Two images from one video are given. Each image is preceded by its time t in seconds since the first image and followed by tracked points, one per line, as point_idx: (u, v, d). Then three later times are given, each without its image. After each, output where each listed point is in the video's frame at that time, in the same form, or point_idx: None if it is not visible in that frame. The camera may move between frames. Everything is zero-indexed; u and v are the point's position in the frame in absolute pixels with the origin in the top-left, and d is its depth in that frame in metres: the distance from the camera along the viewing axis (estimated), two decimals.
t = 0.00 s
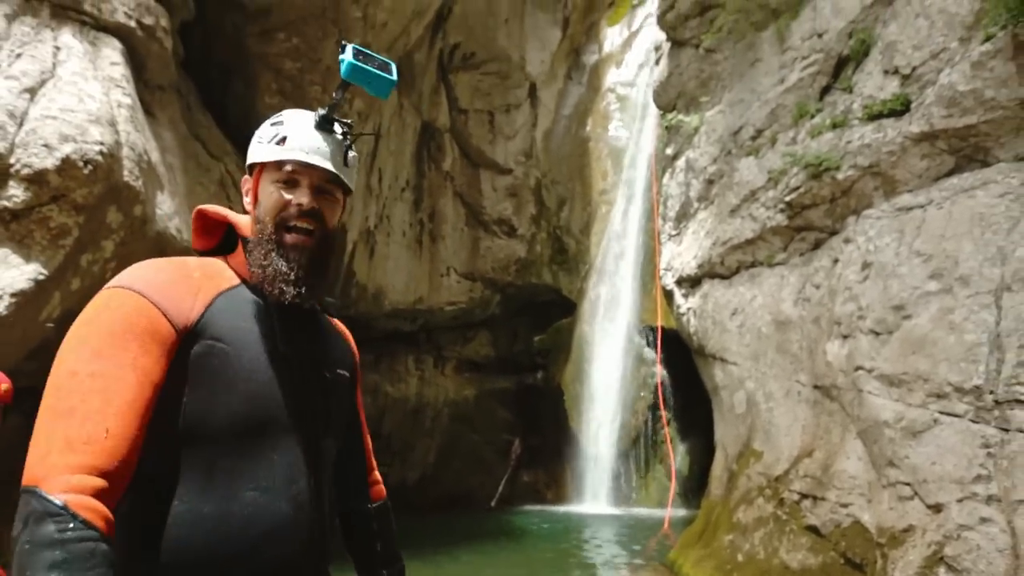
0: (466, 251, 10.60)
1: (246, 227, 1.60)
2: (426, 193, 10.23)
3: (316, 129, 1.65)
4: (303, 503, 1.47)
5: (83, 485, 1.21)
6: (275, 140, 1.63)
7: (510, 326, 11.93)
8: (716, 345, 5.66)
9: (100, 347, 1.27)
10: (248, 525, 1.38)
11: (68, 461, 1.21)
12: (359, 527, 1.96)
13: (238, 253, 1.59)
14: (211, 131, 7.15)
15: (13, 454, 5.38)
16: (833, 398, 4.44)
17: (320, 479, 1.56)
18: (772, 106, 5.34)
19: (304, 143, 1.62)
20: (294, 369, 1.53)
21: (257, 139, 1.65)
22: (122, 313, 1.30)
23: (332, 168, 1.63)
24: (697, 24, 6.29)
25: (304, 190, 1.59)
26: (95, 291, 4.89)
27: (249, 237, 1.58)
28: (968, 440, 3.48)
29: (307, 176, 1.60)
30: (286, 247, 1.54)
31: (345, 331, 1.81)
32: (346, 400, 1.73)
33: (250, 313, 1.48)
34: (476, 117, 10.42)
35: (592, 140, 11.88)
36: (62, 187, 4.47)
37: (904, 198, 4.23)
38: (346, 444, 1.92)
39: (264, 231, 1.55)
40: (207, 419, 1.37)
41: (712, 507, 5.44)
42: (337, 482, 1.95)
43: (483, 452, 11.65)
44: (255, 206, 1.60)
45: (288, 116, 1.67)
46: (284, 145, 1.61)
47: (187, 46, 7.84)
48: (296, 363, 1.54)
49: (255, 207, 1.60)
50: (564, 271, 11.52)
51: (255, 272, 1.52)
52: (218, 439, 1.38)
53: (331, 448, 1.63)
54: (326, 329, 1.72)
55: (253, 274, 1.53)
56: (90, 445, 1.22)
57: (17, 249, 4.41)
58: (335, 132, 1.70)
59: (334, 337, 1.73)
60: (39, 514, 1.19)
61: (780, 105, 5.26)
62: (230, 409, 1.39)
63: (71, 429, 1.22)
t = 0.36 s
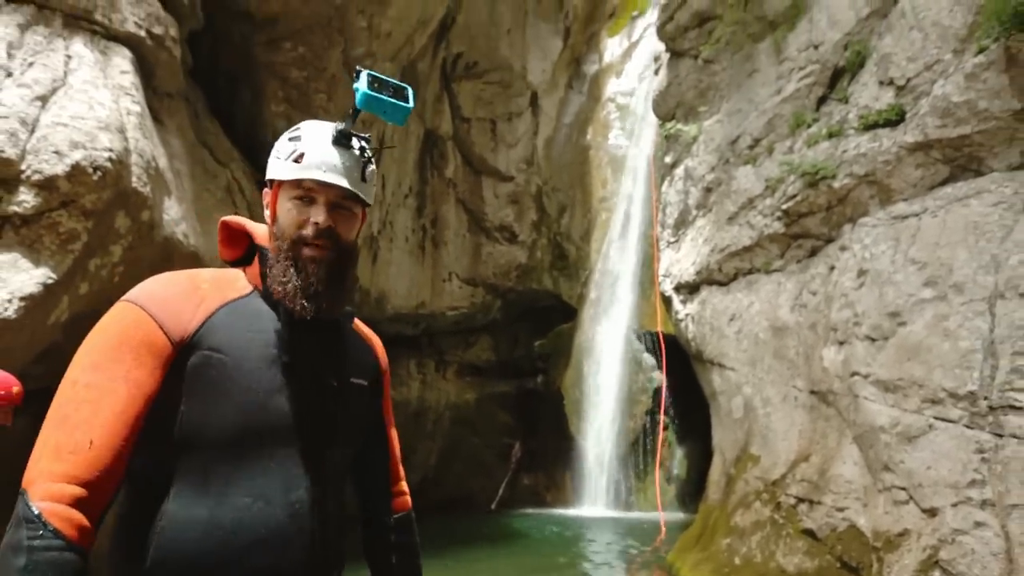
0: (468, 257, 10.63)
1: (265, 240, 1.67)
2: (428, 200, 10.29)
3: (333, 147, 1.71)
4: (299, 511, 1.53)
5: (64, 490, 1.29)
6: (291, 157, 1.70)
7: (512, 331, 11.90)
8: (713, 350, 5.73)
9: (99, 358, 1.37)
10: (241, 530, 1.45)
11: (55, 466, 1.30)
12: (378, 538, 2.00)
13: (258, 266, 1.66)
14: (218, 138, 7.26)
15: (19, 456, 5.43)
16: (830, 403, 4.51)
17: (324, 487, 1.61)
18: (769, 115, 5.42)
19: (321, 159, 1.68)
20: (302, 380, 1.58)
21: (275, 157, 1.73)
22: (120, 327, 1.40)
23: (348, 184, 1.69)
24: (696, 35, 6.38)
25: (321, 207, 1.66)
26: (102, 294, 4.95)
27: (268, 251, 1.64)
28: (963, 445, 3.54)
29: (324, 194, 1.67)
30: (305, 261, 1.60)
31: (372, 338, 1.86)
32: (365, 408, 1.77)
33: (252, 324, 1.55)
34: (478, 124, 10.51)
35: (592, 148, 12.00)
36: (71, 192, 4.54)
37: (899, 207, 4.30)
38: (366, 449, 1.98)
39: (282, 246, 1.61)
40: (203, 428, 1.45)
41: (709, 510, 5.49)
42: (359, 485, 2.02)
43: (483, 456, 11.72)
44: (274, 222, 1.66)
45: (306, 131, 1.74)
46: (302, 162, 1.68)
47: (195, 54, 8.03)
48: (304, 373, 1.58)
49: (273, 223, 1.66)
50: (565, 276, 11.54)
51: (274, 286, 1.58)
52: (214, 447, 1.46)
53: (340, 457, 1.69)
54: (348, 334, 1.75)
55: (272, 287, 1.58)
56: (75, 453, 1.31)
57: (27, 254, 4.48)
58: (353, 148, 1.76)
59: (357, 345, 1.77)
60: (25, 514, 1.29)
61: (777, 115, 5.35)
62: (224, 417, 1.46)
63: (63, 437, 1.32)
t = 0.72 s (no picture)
0: (461, 259, 10.66)
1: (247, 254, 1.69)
2: (423, 201, 10.30)
3: (293, 155, 1.69)
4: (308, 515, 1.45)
5: (105, 489, 1.28)
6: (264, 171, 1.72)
7: (505, 333, 11.89)
8: (706, 353, 5.76)
9: (126, 364, 1.37)
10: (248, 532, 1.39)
11: (95, 467, 1.29)
12: (386, 547, 1.94)
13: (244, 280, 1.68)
14: (211, 139, 7.25)
15: (10, 456, 5.42)
16: (820, 405, 4.55)
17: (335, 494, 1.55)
18: (761, 119, 5.46)
19: (278, 169, 1.66)
20: (311, 383, 1.56)
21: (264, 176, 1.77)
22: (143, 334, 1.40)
23: (301, 188, 1.64)
24: (689, 39, 6.41)
25: (282, 214, 1.64)
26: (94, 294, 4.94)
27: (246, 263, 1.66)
28: (951, 446, 3.57)
29: (286, 200, 1.64)
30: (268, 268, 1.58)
31: (386, 352, 1.83)
32: (374, 418, 1.74)
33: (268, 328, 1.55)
34: (472, 126, 10.52)
35: (586, 150, 12.13)
36: (63, 192, 4.52)
37: (889, 211, 4.34)
38: (378, 461, 1.95)
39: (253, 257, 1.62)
40: (216, 428, 1.42)
41: (701, 511, 5.52)
42: (374, 497, 1.97)
43: (476, 457, 11.75)
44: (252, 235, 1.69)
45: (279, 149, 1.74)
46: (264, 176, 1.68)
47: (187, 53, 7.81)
48: (313, 376, 1.57)
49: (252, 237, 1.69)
50: (558, 278, 11.56)
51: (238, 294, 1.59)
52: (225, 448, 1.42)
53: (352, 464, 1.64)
54: (358, 344, 1.74)
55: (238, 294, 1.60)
56: (112, 453, 1.30)
57: (17, 253, 4.41)
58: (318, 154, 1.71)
59: (367, 356, 1.75)
60: (66, 516, 1.27)
61: (769, 118, 5.38)
62: (237, 418, 1.43)
63: (97, 440, 1.30)
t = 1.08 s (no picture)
0: (457, 260, 10.70)
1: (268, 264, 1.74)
2: (419, 203, 10.37)
3: (308, 165, 1.72)
4: (325, 508, 1.55)
5: (123, 486, 1.35)
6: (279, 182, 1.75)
7: (501, 334, 12.17)
8: (701, 355, 5.77)
9: (146, 366, 1.44)
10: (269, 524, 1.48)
11: (113, 464, 1.36)
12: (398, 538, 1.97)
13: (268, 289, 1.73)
14: (207, 138, 7.24)
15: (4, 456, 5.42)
16: (815, 407, 4.56)
17: (349, 488, 1.64)
18: (757, 122, 5.47)
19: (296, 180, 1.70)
20: (325, 383, 1.63)
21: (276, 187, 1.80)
22: (164, 338, 1.47)
23: (320, 196, 1.69)
24: (686, 42, 6.43)
25: (301, 221, 1.69)
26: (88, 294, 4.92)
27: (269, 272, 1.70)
28: (945, 449, 3.59)
29: (304, 208, 1.69)
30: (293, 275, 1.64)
31: (393, 354, 1.88)
32: (384, 418, 1.80)
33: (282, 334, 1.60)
34: (469, 128, 10.53)
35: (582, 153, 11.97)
36: (57, 192, 4.50)
37: (884, 214, 4.35)
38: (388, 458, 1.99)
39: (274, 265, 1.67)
40: (235, 427, 1.49)
41: (696, 514, 5.53)
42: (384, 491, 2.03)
43: (471, 458, 11.87)
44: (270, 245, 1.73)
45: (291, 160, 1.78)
46: (281, 187, 1.73)
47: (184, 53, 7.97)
48: (327, 376, 1.64)
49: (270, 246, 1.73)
50: (554, 280, 11.66)
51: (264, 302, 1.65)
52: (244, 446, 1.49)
53: (363, 459, 1.72)
54: (366, 348, 1.79)
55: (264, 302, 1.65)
56: (131, 451, 1.37)
57: (11, 254, 4.39)
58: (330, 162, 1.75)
59: (376, 359, 1.80)
60: (89, 508, 1.35)
61: (765, 121, 5.40)
62: (256, 417, 1.50)
63: (117, 437, 1.38)
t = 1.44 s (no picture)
0: (454, 261, 10.71)
1: (281, 257, 1.72)
2: (416, 203, 10.39)
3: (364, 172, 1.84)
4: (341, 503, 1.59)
5: (137, 487, 1.36)
6: (330, 177, 1.77)
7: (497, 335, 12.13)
8: (697, 356, 5.78)
9: (152, 366, 1.43)
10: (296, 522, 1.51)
11: (125, 466, 1.36)
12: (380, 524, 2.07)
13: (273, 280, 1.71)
14: (204, 137, 7.24)
15: None
16: (810, 409, 4.58)
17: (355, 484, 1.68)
18: (754, 124, 5.49)
19: (359, 182, 1.79)
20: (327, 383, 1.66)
21: (305, 174, 1.78)
22: (171, 336, 1.46)
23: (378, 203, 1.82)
24: (683, 45, 6.44)
25: (357, 223, 1.78)
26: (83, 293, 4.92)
27: (286, 268, 1.71)
28: (938, 451, 3.61)
29: (359, 211, 1.79)
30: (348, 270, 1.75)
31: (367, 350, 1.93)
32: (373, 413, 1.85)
33: (284, 334, 1.61)
34: (467, 129, 10.56)
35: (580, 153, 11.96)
36: (53, 190, 4.49)
37: (880, 217, 4.37)
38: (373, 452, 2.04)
39: (326, 257, 1.71)
40: (251, 428, 1.50)
41: (691, 515, 5.54)
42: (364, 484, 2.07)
43: (468, 458, 11.86)
44: (310, 235, 1.73)
45: (334, 157, 1.83)
46: (343, 183, 1.77)
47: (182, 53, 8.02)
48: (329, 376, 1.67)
49: (311, 237, 1.73)
50: (552, 282, 11.68)
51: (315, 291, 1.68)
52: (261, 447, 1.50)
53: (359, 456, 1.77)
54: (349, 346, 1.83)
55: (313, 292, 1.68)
56: (142, 453, 1.37)
57: (6, 252, 4.38)
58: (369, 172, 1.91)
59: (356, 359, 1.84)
60: (102, 509, 1.34)
61: (761, 124, 5.42)
62: (272, 416, 1.52)
63: (126, 439, 1.38)
